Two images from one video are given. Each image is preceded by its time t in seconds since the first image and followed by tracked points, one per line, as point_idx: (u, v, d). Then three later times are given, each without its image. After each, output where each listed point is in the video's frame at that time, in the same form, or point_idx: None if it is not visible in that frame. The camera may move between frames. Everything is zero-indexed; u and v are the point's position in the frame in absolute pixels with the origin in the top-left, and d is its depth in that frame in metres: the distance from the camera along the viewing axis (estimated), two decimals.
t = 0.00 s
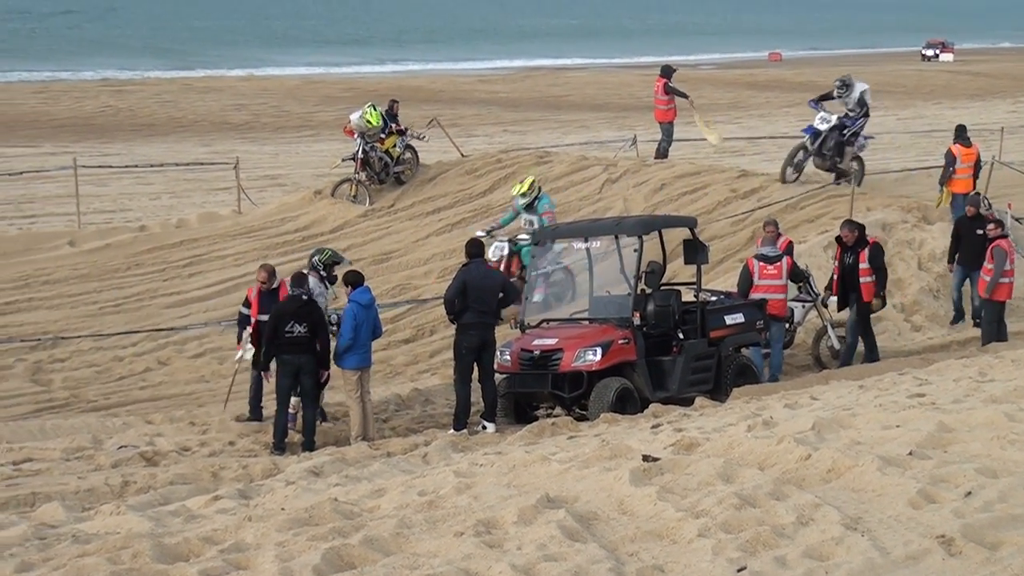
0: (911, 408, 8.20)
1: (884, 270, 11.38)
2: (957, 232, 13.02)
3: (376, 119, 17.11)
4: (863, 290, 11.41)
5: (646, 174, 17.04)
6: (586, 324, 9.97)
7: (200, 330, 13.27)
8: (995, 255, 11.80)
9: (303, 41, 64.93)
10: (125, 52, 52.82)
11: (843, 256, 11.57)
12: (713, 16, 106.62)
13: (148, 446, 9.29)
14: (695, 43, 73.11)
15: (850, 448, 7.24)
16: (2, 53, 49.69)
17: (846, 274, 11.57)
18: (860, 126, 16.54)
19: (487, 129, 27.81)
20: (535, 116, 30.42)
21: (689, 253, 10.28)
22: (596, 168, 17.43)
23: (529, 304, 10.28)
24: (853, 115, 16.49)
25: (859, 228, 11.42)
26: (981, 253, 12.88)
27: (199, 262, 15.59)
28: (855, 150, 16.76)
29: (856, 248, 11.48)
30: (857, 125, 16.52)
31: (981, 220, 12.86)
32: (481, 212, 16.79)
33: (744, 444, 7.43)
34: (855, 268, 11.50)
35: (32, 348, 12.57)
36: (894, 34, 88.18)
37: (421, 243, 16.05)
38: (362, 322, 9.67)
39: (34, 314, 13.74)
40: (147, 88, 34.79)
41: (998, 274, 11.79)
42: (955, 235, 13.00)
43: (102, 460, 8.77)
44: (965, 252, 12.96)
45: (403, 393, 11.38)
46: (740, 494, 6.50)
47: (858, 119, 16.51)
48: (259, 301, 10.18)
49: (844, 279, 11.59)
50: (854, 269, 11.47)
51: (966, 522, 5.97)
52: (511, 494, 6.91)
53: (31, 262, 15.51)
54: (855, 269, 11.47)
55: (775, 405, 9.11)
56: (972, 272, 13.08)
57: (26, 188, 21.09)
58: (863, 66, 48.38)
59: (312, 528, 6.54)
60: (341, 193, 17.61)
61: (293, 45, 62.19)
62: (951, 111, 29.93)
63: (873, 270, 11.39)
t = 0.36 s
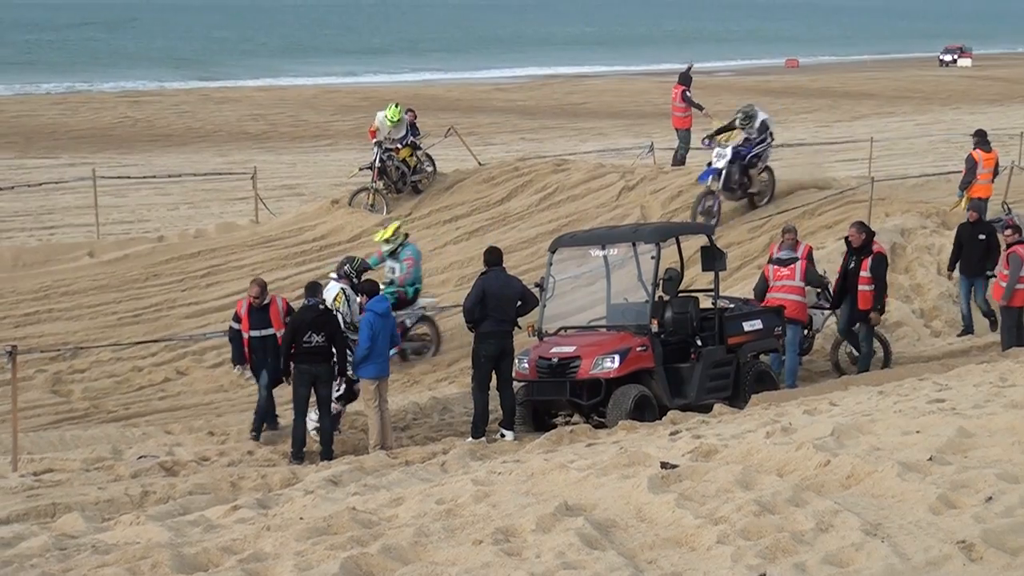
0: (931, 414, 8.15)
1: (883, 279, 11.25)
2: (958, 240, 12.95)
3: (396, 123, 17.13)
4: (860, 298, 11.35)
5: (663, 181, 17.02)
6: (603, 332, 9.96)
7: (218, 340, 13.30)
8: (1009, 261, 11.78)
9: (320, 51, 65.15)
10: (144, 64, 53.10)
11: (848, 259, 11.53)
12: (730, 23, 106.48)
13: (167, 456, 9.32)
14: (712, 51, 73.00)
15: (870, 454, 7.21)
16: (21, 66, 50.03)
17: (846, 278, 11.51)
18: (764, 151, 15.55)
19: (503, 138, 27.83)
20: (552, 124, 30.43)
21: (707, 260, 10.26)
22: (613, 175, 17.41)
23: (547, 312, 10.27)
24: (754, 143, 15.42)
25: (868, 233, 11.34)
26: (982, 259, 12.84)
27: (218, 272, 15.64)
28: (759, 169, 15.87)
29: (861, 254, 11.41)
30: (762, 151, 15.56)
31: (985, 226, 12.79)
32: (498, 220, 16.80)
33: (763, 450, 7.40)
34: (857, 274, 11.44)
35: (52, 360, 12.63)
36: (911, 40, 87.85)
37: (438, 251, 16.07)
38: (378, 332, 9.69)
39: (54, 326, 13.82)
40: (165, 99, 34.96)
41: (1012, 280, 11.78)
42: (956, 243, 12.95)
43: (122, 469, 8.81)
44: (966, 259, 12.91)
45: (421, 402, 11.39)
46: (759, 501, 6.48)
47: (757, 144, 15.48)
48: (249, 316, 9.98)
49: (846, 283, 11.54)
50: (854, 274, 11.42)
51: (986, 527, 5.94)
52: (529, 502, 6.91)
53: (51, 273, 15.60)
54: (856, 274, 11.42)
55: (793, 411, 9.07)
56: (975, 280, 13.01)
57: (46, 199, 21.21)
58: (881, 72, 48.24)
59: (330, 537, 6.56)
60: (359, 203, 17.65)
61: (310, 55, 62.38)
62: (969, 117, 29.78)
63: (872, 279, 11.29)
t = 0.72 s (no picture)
0: (938, 416, 8.13)
1: (862, 286, 11.15)
2: (953, 240, 12.90)
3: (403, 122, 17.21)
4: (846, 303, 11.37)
5: (668, 185, 17.01)
6: (609, 337, 9.96)
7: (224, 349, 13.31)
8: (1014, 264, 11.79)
9: (323, 58, 65.24)
10: (148, 73, 53.21)
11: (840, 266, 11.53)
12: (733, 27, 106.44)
13: (174, 465, 9.33)
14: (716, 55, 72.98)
15: (877, 457, 7.20)
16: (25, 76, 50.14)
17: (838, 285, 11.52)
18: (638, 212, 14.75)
19: (508, 143, 27.83)
20: (556, 129, 30.45)
21: (712, 265, 10.27)
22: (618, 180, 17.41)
23: (552, 317, 10.27)
24: (625, 202, 14.63)
25: (852, 239, 11.27)
26: (975, 261, 12.79)
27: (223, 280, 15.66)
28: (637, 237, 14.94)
29: (849, 260, 11.37)
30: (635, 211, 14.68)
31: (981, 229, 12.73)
32: (503, 226, 16.81)
33: (769, 454, 7.39)
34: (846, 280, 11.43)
35: (58, 369, 12.65)
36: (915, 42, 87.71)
37: (443, 258, 16.07)
38: (383, 338, 9.71)
39: (60, 335, 13.84)
40: (170, 107, 35.02)
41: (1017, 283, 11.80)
42: (951, 242, 12.91)
43: (129, 478, 8.82)
44: (960, 259, 12.88)
45: (428, 409, 11.40)
46: (766, 505, 6.47)
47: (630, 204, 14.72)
48: (225, 327, 9.73)
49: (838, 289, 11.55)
50: (841, 280, 11.42)
51: (994, 530, 5.93)
52: (536, 508, 6.90)
53: (57, 282, 15.62)
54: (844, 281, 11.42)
55: (800, 415, 9.06)
56: (968, 281, 12.96)
57: (51, 209, 21.24)
58: (886, 74, 48.20)
59: (337, 544, 6.56)
60: (364, 210, 17.67)
61: (314, 63, 62.47)
62: (975, 118, 29.73)
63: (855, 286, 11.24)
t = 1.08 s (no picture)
0: (929, 420, 8.15)
1: (839, 287, 11.18)
2: (936, 245, 12.91)
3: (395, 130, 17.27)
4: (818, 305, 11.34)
5: (660, 191, 17.03)
6: (601, 343, 9.96)
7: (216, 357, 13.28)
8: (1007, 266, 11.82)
9: (314, 66, 65.23)
10: (139, 81, 53.14)
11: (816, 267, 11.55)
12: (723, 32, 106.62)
13: (166, 473, 9.31)
14: (706, 61, 73.07)
15: (868, 461, 7.21)
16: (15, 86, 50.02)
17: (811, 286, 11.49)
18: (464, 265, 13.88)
19: (499, 149, 27.85)
20: (547, 135, 30.47)
21: (703, 270, 10.28)
22: (609, 186, 17.42)
23: (545, 323, 10.26)
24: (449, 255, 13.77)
25: (831, 240, 11.33)
26: (958, 267, 12.79)
27: (215, 288, 15.64)
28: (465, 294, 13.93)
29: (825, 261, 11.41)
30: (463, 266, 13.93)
31: (966, 235, 12.76)
32: (495, 233, 16.82)
33: (762, 459, 7.40)
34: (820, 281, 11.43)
35: (48, 379, 12.61)
36: (905, 47, 87.92)
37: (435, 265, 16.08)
38: (377, 345, 9.70)
39: (51, 344, 13.81)
40: (161, 116, 34.97)
41: (1011, 285, 11.80)
42: (934, 247, 12.90)
43: (121, 487, 8.80)
44: (943, 266, 12.86)
45: (420, 415, 11.39)
46: (758, 510, 6.48)
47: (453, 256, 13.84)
48: (180, 336, 9.52)
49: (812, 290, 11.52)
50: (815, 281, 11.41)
51: (986, 533, 5.95)
52: (529, 515, 6.90)
53: (48, 292, 15.59)
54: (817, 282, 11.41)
55: (792, 420, 9.07)
56: (951, 289, 12.91)
57: (41, 218, 21.20)
58: (876, 78, 48.31)
59: (330, 552, 6.55)
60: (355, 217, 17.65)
61: (305, 70, 62.45)
62: (964, 123, 29.81)
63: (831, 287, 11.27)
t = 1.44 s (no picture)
0: (923, 424, 8.17)
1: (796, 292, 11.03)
2: (915, 252, 12.83)
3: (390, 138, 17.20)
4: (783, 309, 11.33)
5: (654, 195, 17.04)
6: (595, 347, 9.97)
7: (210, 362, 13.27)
8: (1002, 268, 11.85)
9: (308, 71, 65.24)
10: (132, 86, 53.09)
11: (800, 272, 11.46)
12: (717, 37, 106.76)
13: (160, 478, 9.30)
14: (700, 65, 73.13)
15: (862, 464, 7.22)
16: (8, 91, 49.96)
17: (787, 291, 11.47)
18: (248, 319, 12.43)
19: (493, 154, 27.86)
20: (541, 139, 30.48)
21: (697, 273, 10.29)
22: (602, 190, 17.43)
23: (539, 328, 10.27)
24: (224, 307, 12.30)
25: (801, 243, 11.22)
26: (941, 274, 12.67)
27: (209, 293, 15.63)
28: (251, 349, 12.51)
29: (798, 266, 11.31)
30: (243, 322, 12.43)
31: (945, 241, 12.61)
32: (489, 237, 16.82)
33: (756, 463, 7.41)
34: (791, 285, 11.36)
35: (42, 384, 12.59)
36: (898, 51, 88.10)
37: (428, 269, 16.08)
38: (381, 348, 9.80)
39: (45, 349, 13.79)
40: (154, 121, 34.94)
41: (1006, 288, 11.82)
42: (915, 254, 12.81)
43: (115, 492, 8.78)
44: (923, 271, 12.78)
45: (414, 420, 11.40)
46: (752, 513, 6.49)
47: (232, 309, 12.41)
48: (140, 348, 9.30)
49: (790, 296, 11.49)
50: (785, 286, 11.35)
51: (979, 536, 5.96)
52: (524, 518, 6.91)
53: (41, 297, 15.57)
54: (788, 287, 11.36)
55: (785, 423, 9.08)
56: (934, 296, 12.80)
57: (34, 224, 21.17)
58: (869, 82, 48.40)
59: (325, 556, 6.55)
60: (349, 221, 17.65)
61: (299, 75, 62.44)
62: (957, 126, 29.88)
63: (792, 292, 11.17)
